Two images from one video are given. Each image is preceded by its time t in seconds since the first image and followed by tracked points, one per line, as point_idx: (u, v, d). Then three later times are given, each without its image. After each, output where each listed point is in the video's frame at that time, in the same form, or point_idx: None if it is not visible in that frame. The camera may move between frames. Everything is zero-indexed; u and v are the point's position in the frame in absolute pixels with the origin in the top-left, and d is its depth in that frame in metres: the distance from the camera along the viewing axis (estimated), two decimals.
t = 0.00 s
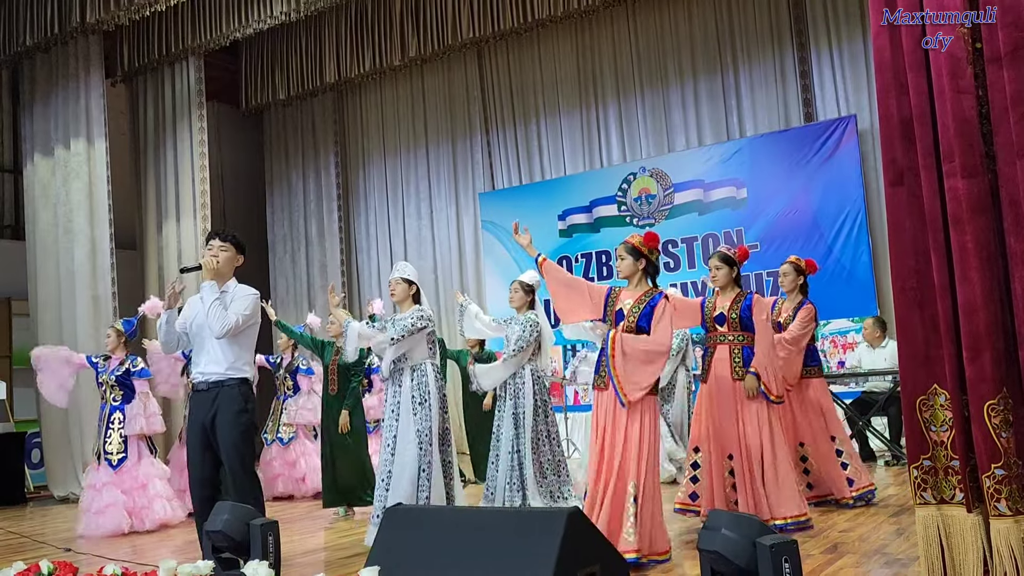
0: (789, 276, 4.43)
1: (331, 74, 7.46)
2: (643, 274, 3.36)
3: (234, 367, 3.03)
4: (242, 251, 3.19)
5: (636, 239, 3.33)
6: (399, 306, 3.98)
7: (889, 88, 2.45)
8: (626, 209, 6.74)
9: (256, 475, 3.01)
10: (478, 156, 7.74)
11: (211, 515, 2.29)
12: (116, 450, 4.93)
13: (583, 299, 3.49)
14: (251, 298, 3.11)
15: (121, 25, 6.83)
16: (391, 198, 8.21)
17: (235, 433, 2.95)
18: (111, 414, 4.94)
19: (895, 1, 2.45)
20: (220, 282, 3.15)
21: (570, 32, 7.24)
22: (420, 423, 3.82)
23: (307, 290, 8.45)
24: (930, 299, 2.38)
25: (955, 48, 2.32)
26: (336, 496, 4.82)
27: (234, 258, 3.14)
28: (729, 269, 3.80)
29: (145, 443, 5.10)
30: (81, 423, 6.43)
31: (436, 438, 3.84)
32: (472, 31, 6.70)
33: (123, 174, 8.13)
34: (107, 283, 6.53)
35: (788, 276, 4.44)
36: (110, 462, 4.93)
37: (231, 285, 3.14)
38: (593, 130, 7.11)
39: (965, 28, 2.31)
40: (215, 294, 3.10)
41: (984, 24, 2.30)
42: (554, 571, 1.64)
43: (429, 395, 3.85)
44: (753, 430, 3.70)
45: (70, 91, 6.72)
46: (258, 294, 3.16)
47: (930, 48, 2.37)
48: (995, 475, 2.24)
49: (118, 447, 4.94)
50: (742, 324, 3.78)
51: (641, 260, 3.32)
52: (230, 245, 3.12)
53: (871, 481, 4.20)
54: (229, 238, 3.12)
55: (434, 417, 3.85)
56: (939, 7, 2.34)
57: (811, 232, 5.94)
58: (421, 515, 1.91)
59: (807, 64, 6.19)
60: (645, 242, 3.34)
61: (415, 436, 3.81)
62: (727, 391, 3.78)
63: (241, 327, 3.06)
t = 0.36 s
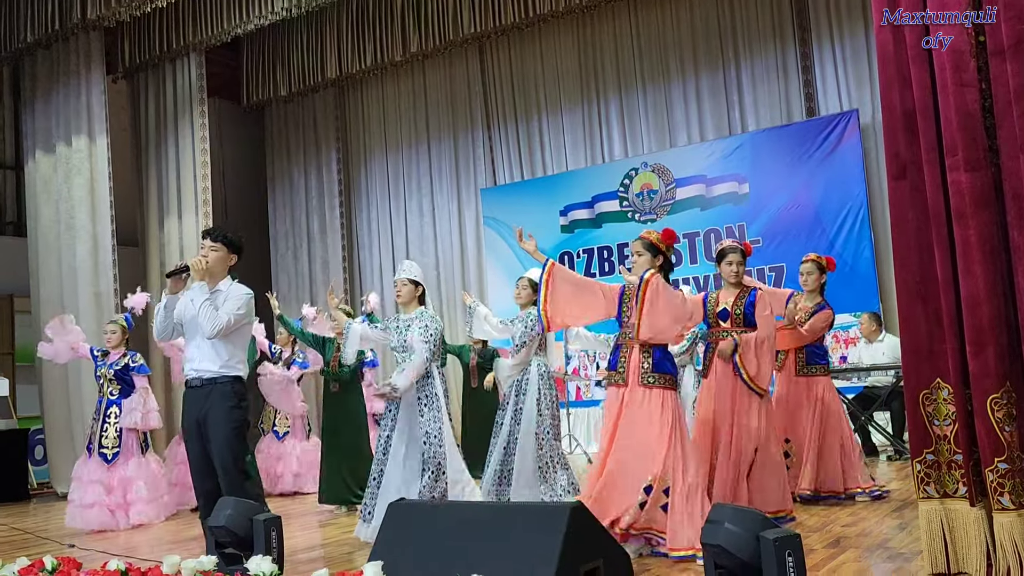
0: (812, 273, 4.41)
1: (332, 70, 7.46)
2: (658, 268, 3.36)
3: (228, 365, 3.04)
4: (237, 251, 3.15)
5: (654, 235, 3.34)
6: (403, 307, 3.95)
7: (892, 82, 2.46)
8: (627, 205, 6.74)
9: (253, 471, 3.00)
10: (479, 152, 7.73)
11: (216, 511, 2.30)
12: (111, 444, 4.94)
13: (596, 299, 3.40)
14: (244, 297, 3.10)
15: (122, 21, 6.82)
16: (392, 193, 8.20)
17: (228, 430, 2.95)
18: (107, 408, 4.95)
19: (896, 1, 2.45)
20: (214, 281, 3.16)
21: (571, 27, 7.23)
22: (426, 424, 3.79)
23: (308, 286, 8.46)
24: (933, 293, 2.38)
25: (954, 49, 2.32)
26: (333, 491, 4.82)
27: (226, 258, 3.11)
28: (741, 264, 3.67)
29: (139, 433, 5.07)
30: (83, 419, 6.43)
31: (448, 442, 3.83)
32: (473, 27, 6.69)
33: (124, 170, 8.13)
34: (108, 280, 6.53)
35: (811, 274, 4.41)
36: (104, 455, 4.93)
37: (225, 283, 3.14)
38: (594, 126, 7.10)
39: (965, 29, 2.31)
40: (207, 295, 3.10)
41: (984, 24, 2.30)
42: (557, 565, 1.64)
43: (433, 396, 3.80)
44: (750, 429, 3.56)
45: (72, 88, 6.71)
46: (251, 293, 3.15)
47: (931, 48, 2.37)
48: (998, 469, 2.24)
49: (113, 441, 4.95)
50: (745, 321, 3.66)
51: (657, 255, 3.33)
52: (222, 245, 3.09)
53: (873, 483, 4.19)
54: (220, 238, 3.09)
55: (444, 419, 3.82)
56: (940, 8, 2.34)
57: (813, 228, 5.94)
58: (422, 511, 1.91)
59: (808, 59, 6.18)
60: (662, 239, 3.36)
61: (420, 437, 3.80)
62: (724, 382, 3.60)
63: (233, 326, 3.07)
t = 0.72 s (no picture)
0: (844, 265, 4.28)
1: (336, 65, 7.45)
2: (692, 262, 3.20)
3: (230, 358, 3.02)
4: (239, 244, 3.15)
5: (685, 226, 3.18)
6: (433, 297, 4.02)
7: (898, 76, 2.46)
8: (632, 200, 6.73)
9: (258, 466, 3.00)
10: (484, 147, 7.72)
11: (221, 505, 2.30)
12: (119, 446, 4.94)
13: (632, 300, 3.33)
14: (244, 289, 3.07)
15: (126, 17, 6.83)
16: (397, 189, 8.20)
17: (233, 425, 2.95)
18: (117, 409, 4.98)
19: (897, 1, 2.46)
20: (218, 274, 3.15)
21: (576, 22, 7.22)
22: (450, 416, 3.82)
23: (313, 282, 8.45)
24: (939, 286, 2.38)
25: (956, 48, 2.31)
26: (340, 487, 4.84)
27: (226, 251, 3.11)
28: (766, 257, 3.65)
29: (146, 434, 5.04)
30: (89, 415, 6.45)
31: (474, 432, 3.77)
32: (476, 22, 6.67)
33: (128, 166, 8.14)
34: (113, 275, 6.54)
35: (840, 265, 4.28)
36: (111, 456, 4.94)
37: (227, 276, 3.13)
38: (599, 121, 7.10)
39: (964, 29, 2.30)
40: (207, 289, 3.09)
41: (985, 25, 2.29)
42: (562, 559, 1.64)
43: (460, 387, 3.80)
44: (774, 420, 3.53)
45: (76, 83, 6.72)
46: (252, 284, 3.12)
47: (932, 48, 2.37)
48: (1005, 462, 2.24)
49: (121, 441, 4.94)
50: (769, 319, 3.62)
51: (690, 248, 3.16)
52: (221, 237, 3.10)
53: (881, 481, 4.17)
54: (219, 230, 3.09)
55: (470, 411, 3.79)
56: (940, 8, 2.35)
57: (818, 222, 5.92)
58: (428, 506, 1.91)
59: (814, 53, 6.16)
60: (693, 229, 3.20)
61: (445, 427, 3.82)
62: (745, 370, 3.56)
63: (232, 319, 3.03)
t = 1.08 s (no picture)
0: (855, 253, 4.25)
1: (341, 62, 7.45)
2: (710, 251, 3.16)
3: (246, 353, 3.03)
4: (246, 237, 3.16)
5: (702, 215, 3.12)
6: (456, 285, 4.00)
7: (906, 71, 2.45)
8: (637, 196, 6.71)
9: (269, 462, 3.01)
10: (489, 143, 7.72)
11: (229, 501, 2.31)
12: (154, 434, 4.93)
13: (650, 289, 3.21)
14: (255, 283, 3.07)
15: (131, 14, 6.83)
16: (402, 185, 8.20)
17: (249, 420, 2.96)
18: (146, 398, 4.95)
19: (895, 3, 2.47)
20: (229, 270, 3.15)
21: (581, 18, 7.21)
22: (474, 407, 3.82)
23: (318, 279, 8.45)
24: (947, 281, 2.37)
25: (958, 47, 2.32)
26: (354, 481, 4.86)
27: (234, 247, 3.12)
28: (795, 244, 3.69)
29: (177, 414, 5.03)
30: (96, 412, 6.47)
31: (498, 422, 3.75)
32: (481, 18, 6.67)
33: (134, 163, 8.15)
34: (120, 272, 6.54)
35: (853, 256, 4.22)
36: (149, 446, 4.93)
37: (239, 270, 3.13)
38: (604, 118, 7.09)
39: (964, 28, 2.31)
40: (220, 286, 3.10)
41: (984, 25, 2.29)
42: (570, 555, 1.64)
43: (484, 376, 3.79)
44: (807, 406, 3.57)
45: (83, 81, 6.74)
46: (264, 277, 3.12)
47: (932, 48, 2.39)
48: (1013, 458, 2.23)
49: (154, 430, 4.93)
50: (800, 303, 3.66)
51: (708, 236, 3.12)
52: (227, 234, 3.10)
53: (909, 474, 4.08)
54: (225, 227, 3.09)
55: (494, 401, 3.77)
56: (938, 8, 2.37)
57: (825, 217, 5.91)
58: (436, 501, 1.91)
59: (820, 49, 6.14)
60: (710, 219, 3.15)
61: (468, 418, 3.82)
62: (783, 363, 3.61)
63: (245, 313, 3.03)
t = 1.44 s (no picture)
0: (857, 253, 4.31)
1: (344, 61, 7.46)
2: (716, 250, 3.14)
3: (253, 353, 3.03)
4: (255, 237, 3.15)
5: (705, 217, 3.10)
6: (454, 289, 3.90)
7: (912, 70, 2.45)
8: (641, 195, 6.71)
9: (274, 461, 3.02)
10: (493, 143, 7.72)
11: (235, 500, 2.31)
12: (166, 428, 4.97)
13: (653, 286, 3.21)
14: (265, 284, 3.07)
15: (136, 15, 6.84)
16: (406, 185, 8.21)
17: (254, 419, 2.97)
18: (157, 393, 4.98)
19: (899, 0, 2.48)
20: (237, 269, 3.15)
21: (584, 18, 7.21)
22: (496, 411, 3.77)
23: (323, 278, 8.46)
24: (953, 281, 2.38)
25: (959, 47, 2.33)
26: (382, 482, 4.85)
27: (243, 246, 3.12)
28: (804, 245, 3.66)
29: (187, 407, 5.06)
30: (101, 411, 6.48)
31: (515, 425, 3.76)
32: (485, 18, 6.67)
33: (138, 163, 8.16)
34: (125, 271, 6.56)
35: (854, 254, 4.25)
36: (160, 440, 4.96)
37: (248, 271, 3.14)
38: (608, 117, 7.08)
39: (964, 28, 2.31)
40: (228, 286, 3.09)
41: (984, 25, 2.29)
42: (576, 555, 1.64)
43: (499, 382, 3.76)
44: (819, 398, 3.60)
45: (88, 81, 6.75)
46: (273, 278, 3.13)
47: (931, 47, 2.40)
48: (1018, 458, 2.23)
49: (167, 424, 4.97)
50: (809, 301, 3.67)
51: (712, 238, 3.10)
52: (237, 233, 3.10)
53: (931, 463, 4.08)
54: (235, 227, 3.09)
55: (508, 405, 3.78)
56: (939, 8, 2.38)
57: (829, 216, 5.89)
58: (442, 501, 1.91)
59: (824, 48, 6.13)
60: (714, 220, 3.13)
61: (490, 418, 3.76)
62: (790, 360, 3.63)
63: (254, 314, 3.03)
